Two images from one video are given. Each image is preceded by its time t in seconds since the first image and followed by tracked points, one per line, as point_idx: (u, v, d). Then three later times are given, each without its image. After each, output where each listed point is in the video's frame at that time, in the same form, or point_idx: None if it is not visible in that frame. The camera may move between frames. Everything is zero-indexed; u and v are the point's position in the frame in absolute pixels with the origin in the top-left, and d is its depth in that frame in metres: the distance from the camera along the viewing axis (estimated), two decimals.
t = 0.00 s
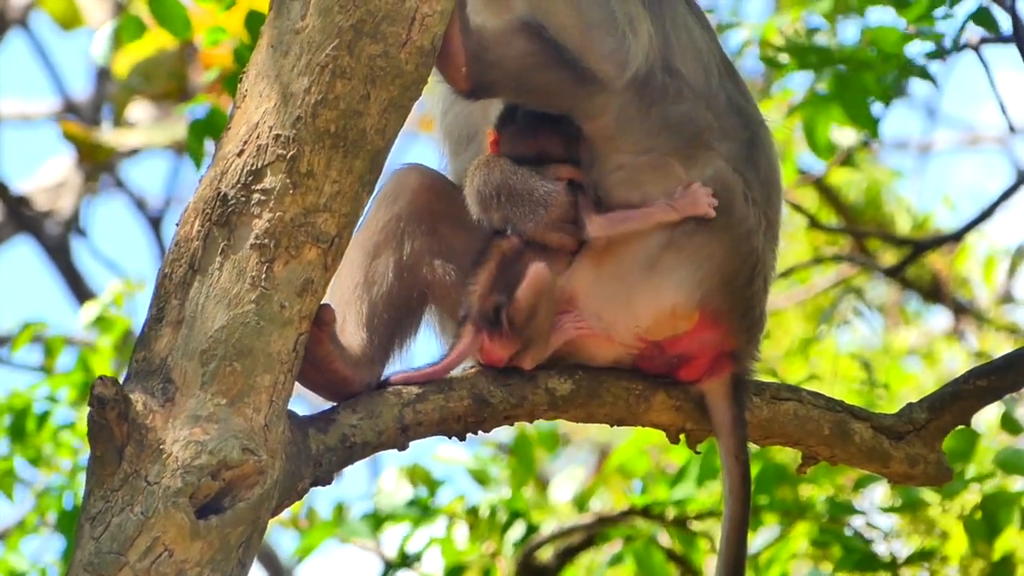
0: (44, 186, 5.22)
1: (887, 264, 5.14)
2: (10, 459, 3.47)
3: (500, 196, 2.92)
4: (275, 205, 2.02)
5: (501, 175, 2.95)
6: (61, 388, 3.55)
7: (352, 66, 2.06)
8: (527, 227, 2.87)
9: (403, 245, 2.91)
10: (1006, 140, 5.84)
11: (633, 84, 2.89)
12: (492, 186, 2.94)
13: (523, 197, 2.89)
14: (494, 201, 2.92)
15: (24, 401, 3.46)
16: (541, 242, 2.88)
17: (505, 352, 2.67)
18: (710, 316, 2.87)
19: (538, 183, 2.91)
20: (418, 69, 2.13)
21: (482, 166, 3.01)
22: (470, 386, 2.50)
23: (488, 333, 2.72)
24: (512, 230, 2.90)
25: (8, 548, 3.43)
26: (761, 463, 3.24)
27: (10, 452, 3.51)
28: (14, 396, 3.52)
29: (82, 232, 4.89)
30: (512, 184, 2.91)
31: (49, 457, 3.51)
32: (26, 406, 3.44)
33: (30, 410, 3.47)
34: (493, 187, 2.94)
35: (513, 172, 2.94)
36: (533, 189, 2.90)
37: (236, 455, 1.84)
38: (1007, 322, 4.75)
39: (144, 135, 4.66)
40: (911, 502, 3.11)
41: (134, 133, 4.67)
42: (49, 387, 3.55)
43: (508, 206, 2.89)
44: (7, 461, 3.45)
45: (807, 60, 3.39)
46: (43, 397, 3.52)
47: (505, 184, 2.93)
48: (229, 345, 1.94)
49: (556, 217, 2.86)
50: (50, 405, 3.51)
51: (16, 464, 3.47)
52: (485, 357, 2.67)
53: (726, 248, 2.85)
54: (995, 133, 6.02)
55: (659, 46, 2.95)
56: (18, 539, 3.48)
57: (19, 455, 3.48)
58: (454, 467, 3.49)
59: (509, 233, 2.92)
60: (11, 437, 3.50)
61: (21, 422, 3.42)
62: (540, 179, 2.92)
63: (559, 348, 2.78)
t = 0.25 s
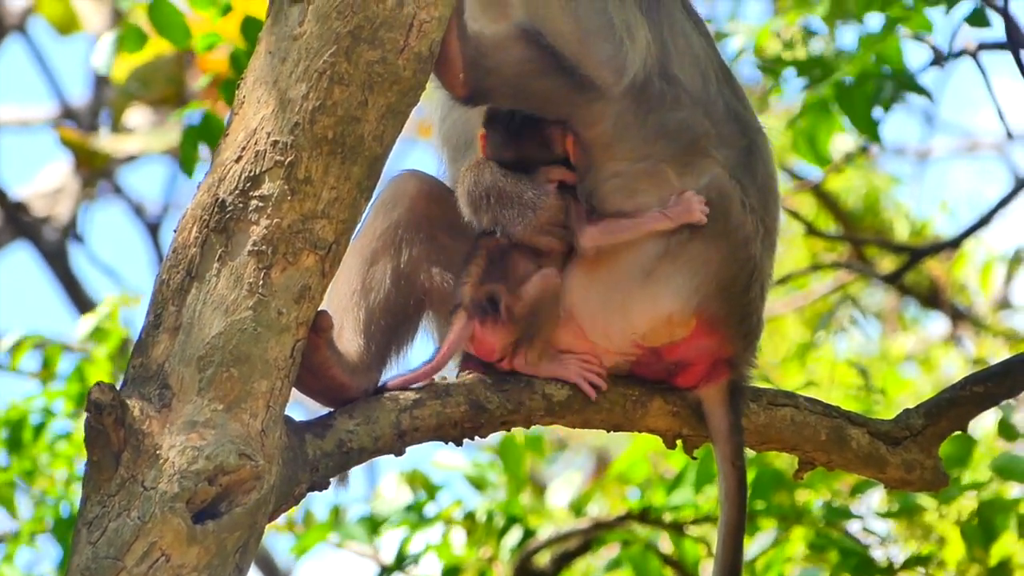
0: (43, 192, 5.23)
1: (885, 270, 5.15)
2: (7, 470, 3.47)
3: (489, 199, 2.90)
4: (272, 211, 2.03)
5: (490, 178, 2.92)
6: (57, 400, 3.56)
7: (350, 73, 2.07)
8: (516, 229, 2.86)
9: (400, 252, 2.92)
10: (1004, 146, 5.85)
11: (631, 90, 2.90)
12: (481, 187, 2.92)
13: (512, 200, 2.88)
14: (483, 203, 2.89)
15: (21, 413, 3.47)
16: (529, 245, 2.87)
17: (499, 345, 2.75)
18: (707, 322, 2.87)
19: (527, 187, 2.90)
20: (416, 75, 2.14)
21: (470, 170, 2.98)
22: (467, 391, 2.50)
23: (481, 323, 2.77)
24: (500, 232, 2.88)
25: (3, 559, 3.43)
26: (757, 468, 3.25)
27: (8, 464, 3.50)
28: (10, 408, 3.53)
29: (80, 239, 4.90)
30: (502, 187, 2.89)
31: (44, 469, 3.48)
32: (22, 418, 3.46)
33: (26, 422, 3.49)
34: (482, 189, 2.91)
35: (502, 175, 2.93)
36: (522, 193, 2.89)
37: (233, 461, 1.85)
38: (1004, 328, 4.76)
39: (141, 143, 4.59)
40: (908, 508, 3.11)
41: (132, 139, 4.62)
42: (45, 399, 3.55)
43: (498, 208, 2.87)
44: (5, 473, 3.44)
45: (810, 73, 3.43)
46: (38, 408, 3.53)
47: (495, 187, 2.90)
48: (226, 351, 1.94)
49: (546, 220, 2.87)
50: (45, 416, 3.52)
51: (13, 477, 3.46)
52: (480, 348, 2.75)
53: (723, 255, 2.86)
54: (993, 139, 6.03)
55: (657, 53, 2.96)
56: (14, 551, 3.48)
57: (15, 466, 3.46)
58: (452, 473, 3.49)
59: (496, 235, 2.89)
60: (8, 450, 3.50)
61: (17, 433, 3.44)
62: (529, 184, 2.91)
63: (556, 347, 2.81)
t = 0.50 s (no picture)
0: (40, 193, 5.22)
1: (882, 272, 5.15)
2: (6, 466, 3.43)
3: (482, 193, 2.87)
4: (270, 213, 2.03)
5: (479, 172, 2.90)
6: (54, 400, 3.54)
7: (347, 74, 2.07)
8: (514, 218, 2.83)
9: (398, 254, 2.92)
10: (1001, 148, 5.85)
11: (628, 93, 2.89)
12: (472, 183, 2.89)
13: (506, 189, 2.85)
14: (477, 197, 2.88)
15: (18, 412, 3.43)
16: (531, 231, 2.84)
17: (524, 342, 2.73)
18: (704, 325, 2.88)
19: (517, 173, 2.87)
20: (413, 77, 2.13)
21: (459, 165, 2.96)
22: (465, 394, 2.50)
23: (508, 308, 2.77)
24: (500, 223, 2.86)
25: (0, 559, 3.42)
26: (755, 472, 3.26)
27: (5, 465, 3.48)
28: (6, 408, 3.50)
29: (77, 239, 4.89)
30: (492, 179, 2.86)
31: (42, 468, 3.50)
32: (19, 417, 3.40)
33: (23, 420, 3.43)
34: (473, 184, 2.89)
35: (491, 166, 2.90)
36: (513, 180, 2.86)
37: (231, 463, 1.84)
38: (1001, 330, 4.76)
39: (138, 144, 4.61)
40: (905, 511, 3.11)
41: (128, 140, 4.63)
42: (42, 398, 3.54)
43: (492, 201, 2.85)
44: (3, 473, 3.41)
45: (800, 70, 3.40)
46: (35, 408, 3.52)
47: (486, 180, 2.88)
48: (224, 352, 1.94)
49: (541, 203, 2.83)
50: (42, 415, 3.50)
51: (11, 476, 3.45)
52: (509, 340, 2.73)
53: (720, 257, 2.86)
54: (990, 141, 6.04)
55: (654, 55, 2.96)
56: (10, 549, 3.44)
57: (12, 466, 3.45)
58: (447, 476, 3.48)
59: (499, 229, 2.87)
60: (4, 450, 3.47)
61: (15, 434, 3.39)
62: (520, 169, 2.88)
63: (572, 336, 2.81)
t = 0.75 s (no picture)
0: (41, 196, 5.23)
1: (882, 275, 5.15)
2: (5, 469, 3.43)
3: (499, 202, 2.90)
4: (271, 215, 2.03)
5: (494, 181, 2.92)
6: (54, 400, 3.55)
7: (349, 77, 2.07)
8: (533, 226, 2.85)
9: (399, 257, 2.93)
10: (1002, 151, 5.85)
11: (629, 96, 2.89)
12: (489, 192, 2.92)
13: (523, 197, 2.87)
14: (495, 206, 2.90)
15: (20, 413, 3.43)
16: (550, 238, 2.86)
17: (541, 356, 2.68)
18: (706, 327, 2.87)
19: (532, 180, 2.88)
20: (414, 80, 2.13)
21: (471, 173, 2.99)
22: (467, 397, 2.50)
23: (536, 323, 2.74)
24: (518, 231, 2.87)
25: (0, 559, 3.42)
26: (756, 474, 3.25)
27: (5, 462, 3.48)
28: (7, 410, 3.50)
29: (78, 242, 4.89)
30: (509, 187, 2.88)
31: (43, 468, 3.50)
32: (20, 418, 3.40)
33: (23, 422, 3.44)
34: (489, 193, 2.91)
35: (506, 174, 2.92)
36: (529, 187, 2.88)
37: (232, 466, 1.85)
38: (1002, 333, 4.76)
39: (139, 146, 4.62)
40: (906, 514, 3.11)
41: (130, 143, 4.68)
42: (42, 400, 3.54)
43: (510, 209, 2.87)
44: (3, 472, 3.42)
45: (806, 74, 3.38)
46: (35, 410, 3.52)
47: (501, 189, 2.91)
48: (225, 355, 1.94)
49: (558, 210, 2.85)
50: (43, 416, 3.50)
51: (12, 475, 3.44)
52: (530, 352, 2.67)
53: (721, 260, 2.86)
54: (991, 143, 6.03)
55: (655, 59, 2.96)
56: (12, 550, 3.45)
57: (12, 466, 3.45)
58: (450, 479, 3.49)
59: (517, 237, 2.89)
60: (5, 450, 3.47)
61: (17, 434, 3.38)
62: (534, 175, 2.90)
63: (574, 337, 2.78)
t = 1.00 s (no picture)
0: (43, 196, 5.23)
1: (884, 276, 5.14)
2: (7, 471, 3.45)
3: (494, 195, 2.90)
4: (273, 215, 2.03)
5: (489, 175, 2.92)
6: (57, 402, 3.55)
7: (351, 77, 2.07)
8: (529, 220, 2.85)
9: (400, 258, 2.93)
10: (1005, 151, 5.84)
11: (631, 95, 2.89)
12: (483, 186, 2.92)
13: (519, 191, 2.87)
14: (490, 200, 2.90)
15: (21, 414, 3.44)
16: (545, 232, 2.86)
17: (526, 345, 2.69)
18: (707, 327, 2.87)
19: (528, 174, 2.88)
20: (417, 80, 2.13)
21: (466, 167, 2.99)
22: (467, 398, 2.52)
23: (518, 318, 2.76)
24: (514, 226, 2.87)
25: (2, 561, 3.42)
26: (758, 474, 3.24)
27: (7, 465, 3.49)
28: (11, 410, 3.49)
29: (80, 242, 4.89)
30: (505, 181, 2.88)
31: (44, 470, 3.51)
32: (21, 420, 3.42)
33: (25, 423, 3.45)
34: (484, 187, 2.92)
35: (500, 167, 2.92)
36: (525, 181, 2.88)
37: (234, 466, 1.85)
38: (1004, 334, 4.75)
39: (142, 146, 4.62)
40: (907, 514, 3.11)
41: (131, 143, 4.65)
42: (44, 401, 3.55)
43: (506, 203, 2.87)
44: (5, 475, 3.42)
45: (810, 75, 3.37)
46: (38, 411, 3.53)
47: (497, 182, 2.91)
48: (226, 355, 1.94)
49: (555, 204, 2.86)
50: (45, 418, 3.51)
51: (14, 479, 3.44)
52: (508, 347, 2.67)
53: (723, 261, 2.86)
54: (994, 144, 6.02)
55: (657, 58, 2.96)
56: (13, 553, 3.47)
57: (14, 467, 3.45)
58: (450, 479, 3.49)
59: (512, 231, 2.89)
60: (6, 453, 3.49)
61: (18, 436, 3.40)
62: (529, 168, 2.90)
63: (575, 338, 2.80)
